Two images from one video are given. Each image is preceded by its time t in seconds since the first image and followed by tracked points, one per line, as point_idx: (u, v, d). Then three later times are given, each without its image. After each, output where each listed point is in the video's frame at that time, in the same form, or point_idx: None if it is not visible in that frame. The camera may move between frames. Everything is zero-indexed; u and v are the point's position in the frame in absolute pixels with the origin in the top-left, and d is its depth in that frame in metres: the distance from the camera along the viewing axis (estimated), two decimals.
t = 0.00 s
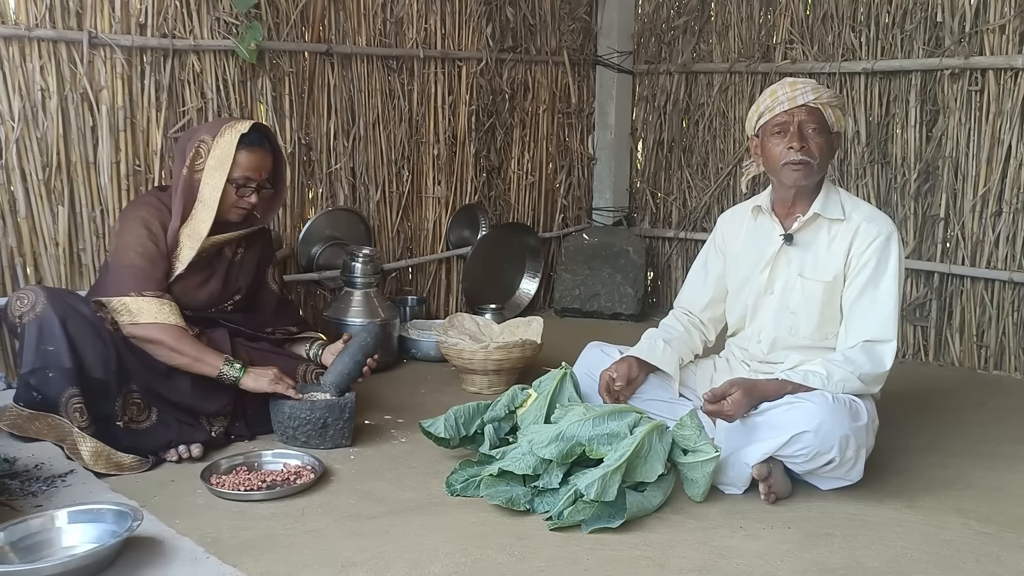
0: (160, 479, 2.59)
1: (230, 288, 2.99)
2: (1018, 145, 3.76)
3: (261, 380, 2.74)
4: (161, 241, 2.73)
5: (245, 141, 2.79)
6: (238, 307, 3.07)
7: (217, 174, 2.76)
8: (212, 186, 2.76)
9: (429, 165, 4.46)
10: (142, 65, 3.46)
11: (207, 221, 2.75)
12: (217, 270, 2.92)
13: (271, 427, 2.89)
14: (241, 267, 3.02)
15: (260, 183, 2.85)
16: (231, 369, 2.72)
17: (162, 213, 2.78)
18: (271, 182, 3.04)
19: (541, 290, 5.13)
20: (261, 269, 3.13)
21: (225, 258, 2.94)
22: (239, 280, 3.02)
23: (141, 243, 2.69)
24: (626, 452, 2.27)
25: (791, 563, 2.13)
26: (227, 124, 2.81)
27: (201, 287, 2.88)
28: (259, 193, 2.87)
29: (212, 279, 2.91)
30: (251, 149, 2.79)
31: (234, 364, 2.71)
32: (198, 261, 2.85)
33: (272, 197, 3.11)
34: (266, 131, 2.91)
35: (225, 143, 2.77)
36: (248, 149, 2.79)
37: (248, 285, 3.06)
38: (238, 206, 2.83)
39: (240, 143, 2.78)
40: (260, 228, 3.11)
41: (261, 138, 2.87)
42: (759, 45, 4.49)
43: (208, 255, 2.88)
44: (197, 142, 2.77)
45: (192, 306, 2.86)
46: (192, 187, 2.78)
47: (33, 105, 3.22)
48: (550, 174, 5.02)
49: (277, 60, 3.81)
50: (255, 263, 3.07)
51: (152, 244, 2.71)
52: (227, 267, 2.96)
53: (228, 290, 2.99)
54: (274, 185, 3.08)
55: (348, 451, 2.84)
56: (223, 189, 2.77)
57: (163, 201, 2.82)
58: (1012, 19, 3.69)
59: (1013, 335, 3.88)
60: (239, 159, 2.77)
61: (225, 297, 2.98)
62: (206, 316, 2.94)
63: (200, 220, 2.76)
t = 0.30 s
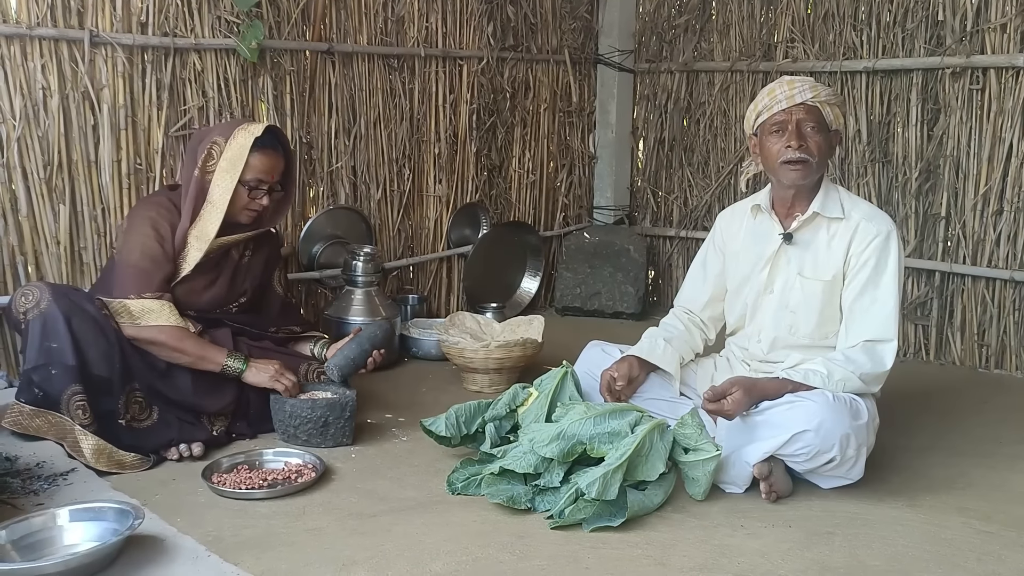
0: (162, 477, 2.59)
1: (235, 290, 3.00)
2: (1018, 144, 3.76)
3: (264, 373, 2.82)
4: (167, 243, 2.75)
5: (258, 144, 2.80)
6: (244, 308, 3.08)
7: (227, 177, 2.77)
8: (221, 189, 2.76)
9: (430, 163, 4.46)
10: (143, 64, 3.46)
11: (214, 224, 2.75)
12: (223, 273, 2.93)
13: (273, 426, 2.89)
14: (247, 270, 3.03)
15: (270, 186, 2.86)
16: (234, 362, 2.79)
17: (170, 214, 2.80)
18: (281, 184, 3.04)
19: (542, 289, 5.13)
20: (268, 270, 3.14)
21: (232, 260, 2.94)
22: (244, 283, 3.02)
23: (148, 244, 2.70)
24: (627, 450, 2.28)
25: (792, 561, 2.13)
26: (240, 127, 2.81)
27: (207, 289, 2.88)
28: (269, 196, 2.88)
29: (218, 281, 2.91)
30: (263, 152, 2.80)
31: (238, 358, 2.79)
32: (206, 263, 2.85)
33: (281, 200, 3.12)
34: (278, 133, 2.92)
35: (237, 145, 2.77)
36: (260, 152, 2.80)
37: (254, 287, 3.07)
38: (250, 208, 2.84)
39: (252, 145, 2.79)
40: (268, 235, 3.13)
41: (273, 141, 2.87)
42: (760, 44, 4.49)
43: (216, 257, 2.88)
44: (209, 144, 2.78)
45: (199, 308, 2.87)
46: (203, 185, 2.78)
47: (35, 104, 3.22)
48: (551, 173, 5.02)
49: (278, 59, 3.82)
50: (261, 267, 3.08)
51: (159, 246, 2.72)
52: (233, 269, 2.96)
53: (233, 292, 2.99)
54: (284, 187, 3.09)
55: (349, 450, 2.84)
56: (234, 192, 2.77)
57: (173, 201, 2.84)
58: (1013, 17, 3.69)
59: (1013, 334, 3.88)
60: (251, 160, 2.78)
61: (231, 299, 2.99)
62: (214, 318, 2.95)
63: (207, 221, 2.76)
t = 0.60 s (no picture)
0: (161, 477, 2.59)
1: (237, 291, 3.00)
2: (1018, 143, 3.76)
3: (294, 371, 2.81)
4: (177, 243, 2.76)
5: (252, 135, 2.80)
6: (245, 308, 3.08)
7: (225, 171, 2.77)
8: (220, 183, 2.76)
9: (429, 162, 4.46)
10: (143, 63, 3.46)
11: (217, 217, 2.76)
12: (228, 274, 2.93)
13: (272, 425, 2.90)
14: (250, 271, 3.03)
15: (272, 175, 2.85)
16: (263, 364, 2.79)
17: (177, 213, 2.81)
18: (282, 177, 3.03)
19: (541, 288, 5.13)
20: (268, 271, 3.15)
21: (235, 261, 2.94)
22: (246, 284, 3.03)
23: (158, 246, 2.71)
24: (627, 449, 2.28)
25: (792, 561, 2.13)
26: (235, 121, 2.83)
27: (212, 288, 2.89)
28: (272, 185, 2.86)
29: (221, 282, 2.91)
30: (257, 142, 2.80)
31: (266, 361, 2.79)
32: (212, 263, 2.86)
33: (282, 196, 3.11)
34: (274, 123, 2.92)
35: (233, 138, 2.78)
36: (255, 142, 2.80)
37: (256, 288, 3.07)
38: (252, 198, 2.82)
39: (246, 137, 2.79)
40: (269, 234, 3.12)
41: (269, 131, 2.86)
42: (760, 43, 4.49)
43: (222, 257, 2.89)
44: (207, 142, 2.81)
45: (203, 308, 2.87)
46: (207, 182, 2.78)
47: (34, 103, 3.22)
48: (551, 172, 5.02)
49: (278, 58, 3.82)
50: (263, 267, 3.09)
51: (170, 247, 2.74)
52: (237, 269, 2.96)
53: (235, 293, 2.99)
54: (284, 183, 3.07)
55: (349, 449, 2.84)
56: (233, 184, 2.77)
57: (174, 202, 2.84)
58: (1013, 16, 3.69)
59: (1013, 333, 3.88)
60: (246, 152, 2.78)
61: (232, 300, 2.99)
62: (215, 318, 2.95)
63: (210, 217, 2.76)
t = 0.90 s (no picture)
0: (161, 476, 2.59)
1: (238, 290, 3.01)
2: (1018, 143, 3.76)
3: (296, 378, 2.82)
4: (180, 245, 2.76)
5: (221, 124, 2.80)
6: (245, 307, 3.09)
7: (207, 166, 2.77)
8: (206, 179, 2.77)
9: (429, 162, 4.46)
10: (143, 63, 3.46)
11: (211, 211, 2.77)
12: (227, 270, 2.94)
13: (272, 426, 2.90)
14: (250, 269, 3.04)
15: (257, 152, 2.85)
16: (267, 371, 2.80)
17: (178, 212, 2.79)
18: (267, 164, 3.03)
19: (541, 288, 5.13)
20: (269, 270, 3.15)
21: (233, 258, 2.95)
22: (246, 282, 3.03)
23: (162, 250, 2.72)
24: (626, 449, 2.27)
25: (792, 561, 2.13)
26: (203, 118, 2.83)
27: (213, 287, 2.90)
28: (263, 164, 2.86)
29: (220, 281, 2.92)
30: (228, 128, 2.80)
31: (270, 366, 2.80)
32: (213, 261, 2.88)
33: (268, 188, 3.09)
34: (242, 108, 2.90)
35: (206, 135, 2.79)
36: (226, 129, 2.80)
37: (256, 286, 3.08)
38: (250, 174, 2.81)
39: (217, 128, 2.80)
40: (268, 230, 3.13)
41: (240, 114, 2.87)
42: (760, 43, 4.49)
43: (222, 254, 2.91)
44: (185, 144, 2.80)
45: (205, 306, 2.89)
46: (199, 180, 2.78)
47: (34, 103, 3.22)
48: (550, 172, 5.02)
49: (277, 58, 3.82)
50: (263, 266, 3.09)
51: (173, 250, 2.74)
52: (237, 266, 2.97)
53: (236, 292, 3.00)
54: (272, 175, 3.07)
55: (349, 449, 2.84)
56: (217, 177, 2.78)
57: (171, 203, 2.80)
58: (1013, 16, 3.69)
59: (1013, 333, 3.88)
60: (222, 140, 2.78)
61: (233, 299, 2.99)
62: (216, 316, 2.96)
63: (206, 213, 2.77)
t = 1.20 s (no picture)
0: (160, 477, 2.59)
1: (232, 288, 2.99)
2: (1018, 143, 3.76)
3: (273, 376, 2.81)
4: (165, 245, 2.74)
5: (213, 122, 2.81)
6: (241, 305, 3.08)
7: (198, 164, 2.76)
8: (197, 177, 2.76)
9: (429, 163, 4.46)
10: (142, 64, 3.46)
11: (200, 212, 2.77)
12: (220, 268, 2.92)
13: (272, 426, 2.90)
14: (243, 268, 3.02)
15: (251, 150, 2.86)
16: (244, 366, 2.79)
17: (168, 214, 2.76)
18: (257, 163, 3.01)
19: (541, 289, 5.14)
20: (263, 268, 3.14)
21: (226, 256, 2.93)
22: (241, 280, 3.01)
23: (144, 251, 2.70)
24: (626, 450, 2.28)
25: (791, 561, 2.13)
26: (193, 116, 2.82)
27: (205, 286, 2.88)
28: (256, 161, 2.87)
29: (213, 279, 2.90)
30: (221, 127, 2.80)
31: (245, 360, 2.78)
32: (202, 260, 2.85)
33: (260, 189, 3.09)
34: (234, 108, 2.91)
35: (197, 133, 2.78)
36: (219, 127, 2.80)
37: (251, 283, 3.06)
38: (243, 173, 2.81)
39: (209, 126, 2.80)
40: (261, 227, 3.12)
41: (232, 113, 2.88)
42: (759, 43, 4.49)
43: (211, 254, 2.87)
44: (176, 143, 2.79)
45: (197, 305, 2.87)
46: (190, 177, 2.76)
47: (34, 103, 3.23)
48: (550, 173, 5.02)
49: (277, 59, 3.82)
50: (257, 265, 3.07)
51: (157, 250, 2.72)
52: (230, 265, 2.95)
53: (231, 290, 2.98)
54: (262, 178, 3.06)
55: (348, 449, 2.84)
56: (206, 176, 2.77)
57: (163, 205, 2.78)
58: (1011, 17, 3.69)
59: (1012, 333, 3.88)
60: (214, 138, 2.79)
61: (227, 297, 2.98)
62: (210, 315, 2.96)
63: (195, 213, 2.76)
